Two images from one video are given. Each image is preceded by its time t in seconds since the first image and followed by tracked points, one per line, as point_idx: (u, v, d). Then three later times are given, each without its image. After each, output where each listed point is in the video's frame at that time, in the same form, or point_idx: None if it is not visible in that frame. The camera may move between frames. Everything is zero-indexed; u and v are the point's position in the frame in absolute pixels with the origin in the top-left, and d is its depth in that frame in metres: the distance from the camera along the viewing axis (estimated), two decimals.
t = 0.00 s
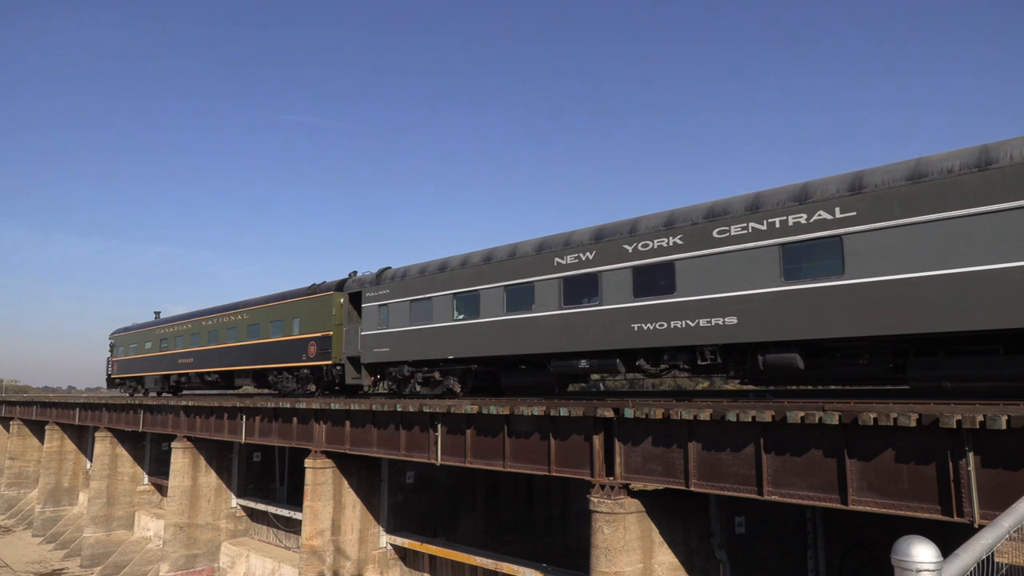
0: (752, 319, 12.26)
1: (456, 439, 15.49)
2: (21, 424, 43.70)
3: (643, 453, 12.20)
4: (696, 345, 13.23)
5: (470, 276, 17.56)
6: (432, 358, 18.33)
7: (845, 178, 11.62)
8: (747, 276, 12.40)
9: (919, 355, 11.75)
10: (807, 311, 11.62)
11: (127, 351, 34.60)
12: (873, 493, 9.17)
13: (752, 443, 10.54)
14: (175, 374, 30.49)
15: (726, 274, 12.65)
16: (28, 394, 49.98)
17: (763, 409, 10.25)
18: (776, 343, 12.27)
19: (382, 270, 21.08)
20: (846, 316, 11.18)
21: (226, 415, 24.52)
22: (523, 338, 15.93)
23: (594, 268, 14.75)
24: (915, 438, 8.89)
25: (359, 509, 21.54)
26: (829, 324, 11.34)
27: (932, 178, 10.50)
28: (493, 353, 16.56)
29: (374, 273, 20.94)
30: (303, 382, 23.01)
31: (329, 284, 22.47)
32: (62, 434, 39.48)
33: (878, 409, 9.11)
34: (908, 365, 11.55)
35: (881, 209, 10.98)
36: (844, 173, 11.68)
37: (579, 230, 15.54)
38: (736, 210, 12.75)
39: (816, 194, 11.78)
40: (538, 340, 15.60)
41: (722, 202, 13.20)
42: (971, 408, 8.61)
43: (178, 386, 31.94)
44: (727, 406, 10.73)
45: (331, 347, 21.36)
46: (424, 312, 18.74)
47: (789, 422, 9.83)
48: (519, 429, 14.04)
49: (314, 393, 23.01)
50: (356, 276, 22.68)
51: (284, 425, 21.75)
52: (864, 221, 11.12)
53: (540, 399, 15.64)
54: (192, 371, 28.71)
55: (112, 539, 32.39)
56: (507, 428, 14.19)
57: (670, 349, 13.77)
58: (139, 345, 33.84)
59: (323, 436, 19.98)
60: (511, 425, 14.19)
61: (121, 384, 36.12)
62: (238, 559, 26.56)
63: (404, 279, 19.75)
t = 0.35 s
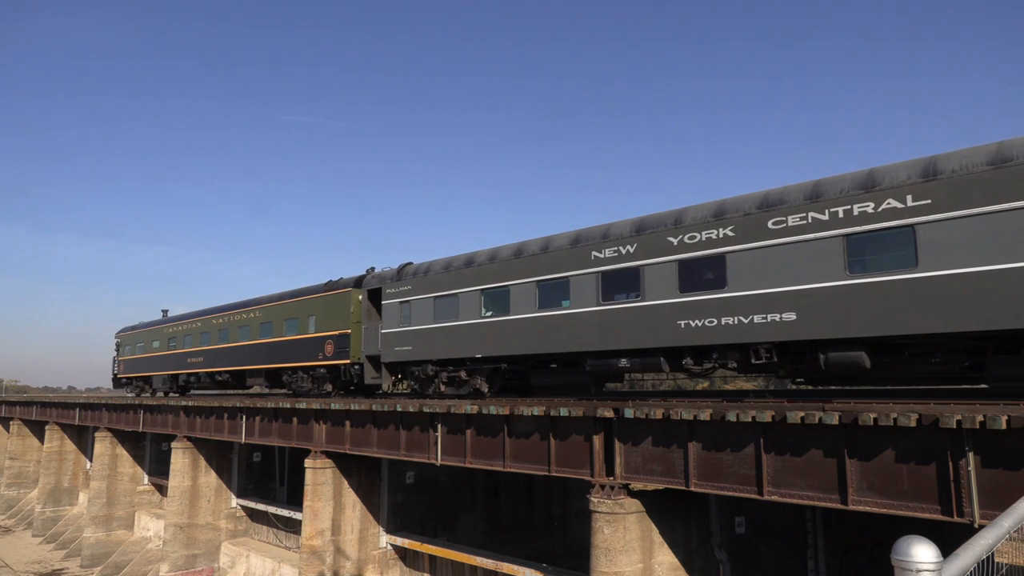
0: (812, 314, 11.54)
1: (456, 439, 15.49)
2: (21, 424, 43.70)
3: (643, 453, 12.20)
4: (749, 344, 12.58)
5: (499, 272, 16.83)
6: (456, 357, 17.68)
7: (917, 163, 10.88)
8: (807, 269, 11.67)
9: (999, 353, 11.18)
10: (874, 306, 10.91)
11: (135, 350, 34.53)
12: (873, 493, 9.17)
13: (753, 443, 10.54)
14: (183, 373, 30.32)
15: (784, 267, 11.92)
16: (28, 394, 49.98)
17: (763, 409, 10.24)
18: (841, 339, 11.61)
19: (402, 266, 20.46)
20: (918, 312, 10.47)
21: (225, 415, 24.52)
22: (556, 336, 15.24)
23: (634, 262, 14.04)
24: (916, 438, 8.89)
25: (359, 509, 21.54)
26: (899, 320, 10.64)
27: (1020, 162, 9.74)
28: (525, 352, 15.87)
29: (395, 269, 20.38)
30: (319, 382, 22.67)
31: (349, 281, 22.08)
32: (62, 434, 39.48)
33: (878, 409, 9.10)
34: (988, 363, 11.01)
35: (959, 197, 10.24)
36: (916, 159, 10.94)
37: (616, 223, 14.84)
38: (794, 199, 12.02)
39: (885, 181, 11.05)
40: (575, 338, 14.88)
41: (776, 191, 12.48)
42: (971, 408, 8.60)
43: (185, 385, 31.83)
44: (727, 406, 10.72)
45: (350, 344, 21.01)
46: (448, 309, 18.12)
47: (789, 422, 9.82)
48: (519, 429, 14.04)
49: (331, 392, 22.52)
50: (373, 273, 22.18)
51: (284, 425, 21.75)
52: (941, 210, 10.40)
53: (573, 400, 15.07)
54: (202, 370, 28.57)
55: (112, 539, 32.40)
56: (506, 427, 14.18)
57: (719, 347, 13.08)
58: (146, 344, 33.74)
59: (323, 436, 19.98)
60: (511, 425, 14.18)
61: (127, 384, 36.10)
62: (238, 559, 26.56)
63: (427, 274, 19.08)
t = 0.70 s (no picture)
0: (880, 310, 10.89)
1: (457, 439, 15.49)
2: (21, 424, 43.71)
3: (644, 453, 12.20)
4: (810, 342, 12.03)
5: (534, 266, 16.23)
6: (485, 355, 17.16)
7: (999, 147, 10.16)
8: (874, 261, 11.00)
9: None
10: (948, 301, 10.25)
11: (142, 348, 34.43)
12: (874, 493, 9.17)
13: (753, 443, 10.54)
14: (194, 373, 30.12)
15: (847, 260, 11.28)
16: (28, 394, 50.02)
17: (763, 409, 10.25)
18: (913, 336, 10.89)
19: (426, 261, 19.99)
20: (999, 307, 9.80)
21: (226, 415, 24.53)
22: (595, 333, 14.68)
23: (681, 255, 13.44)
24: (916, 438, 8.89)
25: (359, 509, 21.54)
26: (976, 315, 9.98)
27: None
28: (562, 351, 15.31)
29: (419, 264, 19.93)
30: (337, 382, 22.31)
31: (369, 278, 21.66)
32: (62, 434, 39.50)
33: (878, 409, 9.11)
34: None
35: None
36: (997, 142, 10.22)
37: (661, 214, 14.23)
38: (859, 187, 11.35)
39: (961, 167, 10.35)
40: (616, 335, 14.29)
41: (838, 179, 11.82)
42: (971, 408, 8.60)
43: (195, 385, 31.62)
44: (727, 406, 10.73)
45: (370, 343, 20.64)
46: (476, 305, 17.60)
47: (789, 422, 9.82)
48: (519, 429, 14.03)
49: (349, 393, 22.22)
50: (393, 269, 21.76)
51: (285, 425, 21.75)
52: None
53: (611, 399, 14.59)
54: (212, 369, 28.39)
55: (112, 540, 32.40)
56: (506, 427, 14.19)
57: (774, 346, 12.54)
58: (154, 343, 33.60)
59: (323, 436, 19.99)
60: (511, 425, 14.18)
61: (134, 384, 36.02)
62: (238, 559, 26.56)
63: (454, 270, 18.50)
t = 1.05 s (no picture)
0: (959, 304, 10.11)
1: (457, 439, 15.48)
2: (21, 424, 43.71)
3: (643, 453, 12.20)
4: (880, 341, 11.32)
5: (570, 260, 15.47)
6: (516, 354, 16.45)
7: None
8: (952, 252, 10.22)
9: None
10: None
11: (149, 348, 34.26)
12: (874, 493, 9.17)
13: (752, 443, 10.54)
14: (202, 373, 29.81)
15: (920, 251, 10.51)
16: (28, 394, 50.07)
17: (763, 409, 10.24)
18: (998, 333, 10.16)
19: (450, 255, 19.22)
20: None
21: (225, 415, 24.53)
22: (638, 330, 13.96)
23: (733, 248, 12.71)
24: (916, 438, 8.89)
25: (359, 509, 21.54)
26: None
27: None
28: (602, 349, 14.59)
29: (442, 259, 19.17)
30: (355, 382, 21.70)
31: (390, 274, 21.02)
32: (62, 434, 39.50)
33: (878, 409, 9.11)
34: None
35: None
36: None
37: (708, 204, 13.48)
38: (934, 172, 10.55)
39: None
40: (662, 332, 13.57)
41: (909, 165, 11.01)
42: (971, 408, 8.59)
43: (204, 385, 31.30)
44: (727, 406, 10.73)
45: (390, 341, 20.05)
46: (506, 301, 16.86)
47: (789, 422, 9.82)
48: (519, 429, 14.02)
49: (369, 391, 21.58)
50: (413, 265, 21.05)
51: (284, 425, 21.75)
52: None
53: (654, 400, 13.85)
54: (222, 369, 28.10)
55: (112, 540, 32.39)
56: (506, 427, 14.18)
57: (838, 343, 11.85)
58: (162, 342, 33.37)
59: (323, 436, 19.98)
60: (511, 425, 14.18)
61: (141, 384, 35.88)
62: (238, 559, 26.55)
63: (482, 264, 17.73)
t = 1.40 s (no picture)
0: None
1: (456, 439, 15.49)
2: (21, 424, 43.69)
3: (643, 453, 12.20)
4: (959, 337, 10.41)
5: (609, 253, 14.63)
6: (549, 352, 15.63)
7: None
8: None
9: None
10: None
11: (157, 347, 34.05)
12: (874, 493, 9.17)
13: (753, 443, 10.54)
14: (213, 372, 29.53)
15: (1005, 241, 9.57)
16: (28, 394, 50.09)
17: (763, 409, 10.25)
18: None
19: (477, 250, 18.40)
20: None
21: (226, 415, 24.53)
22: (684, 327, 13.11)
23: (791, 239, 11.83)
24: (915, 438, 8.90)
25: (359, 509, 21.55)
26: None
27: None
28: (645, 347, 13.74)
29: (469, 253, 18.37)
30: (374, 382, 21.07)
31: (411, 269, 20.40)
32: (62, 434, 39.50)
33: (878, 409, 9.11)
34: None
35: None
36: None
37: (761, 194, 12.59)
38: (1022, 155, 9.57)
39: None
40: (711, 329, 12.71)
41: (992, 148, 10.04)
42: (971, 408, 8.60)
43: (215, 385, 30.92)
44: (727, 406, 10.74)
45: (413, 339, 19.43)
46: (539, 297, 16.06)
47: (789, 421, 9.82)
48: (519, 429, 14.03)
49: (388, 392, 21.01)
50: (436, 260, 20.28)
51: (285, 425, 21.75)
52: None
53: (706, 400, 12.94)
54: (234, 368, 27.73)
55: (112, 539, 32.40)
56: (506, 427, 14.18)
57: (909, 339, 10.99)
58: (170, 341, 33.15)
59: (323, 436, 19.98)
60: (511, 425, 14.18)
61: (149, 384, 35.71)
62: (238, 559, 26.55)
63: (512, 259, 16.90)
